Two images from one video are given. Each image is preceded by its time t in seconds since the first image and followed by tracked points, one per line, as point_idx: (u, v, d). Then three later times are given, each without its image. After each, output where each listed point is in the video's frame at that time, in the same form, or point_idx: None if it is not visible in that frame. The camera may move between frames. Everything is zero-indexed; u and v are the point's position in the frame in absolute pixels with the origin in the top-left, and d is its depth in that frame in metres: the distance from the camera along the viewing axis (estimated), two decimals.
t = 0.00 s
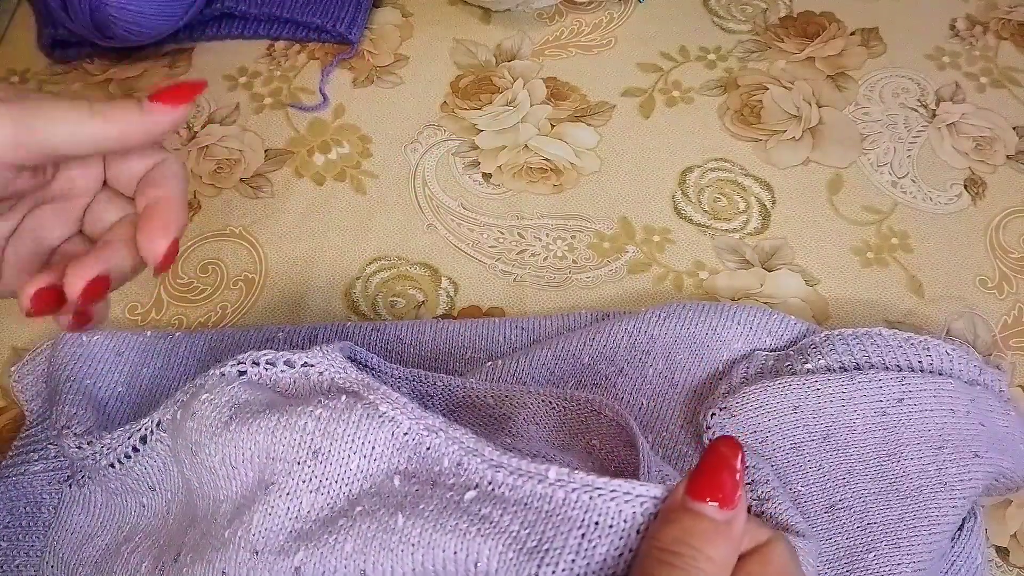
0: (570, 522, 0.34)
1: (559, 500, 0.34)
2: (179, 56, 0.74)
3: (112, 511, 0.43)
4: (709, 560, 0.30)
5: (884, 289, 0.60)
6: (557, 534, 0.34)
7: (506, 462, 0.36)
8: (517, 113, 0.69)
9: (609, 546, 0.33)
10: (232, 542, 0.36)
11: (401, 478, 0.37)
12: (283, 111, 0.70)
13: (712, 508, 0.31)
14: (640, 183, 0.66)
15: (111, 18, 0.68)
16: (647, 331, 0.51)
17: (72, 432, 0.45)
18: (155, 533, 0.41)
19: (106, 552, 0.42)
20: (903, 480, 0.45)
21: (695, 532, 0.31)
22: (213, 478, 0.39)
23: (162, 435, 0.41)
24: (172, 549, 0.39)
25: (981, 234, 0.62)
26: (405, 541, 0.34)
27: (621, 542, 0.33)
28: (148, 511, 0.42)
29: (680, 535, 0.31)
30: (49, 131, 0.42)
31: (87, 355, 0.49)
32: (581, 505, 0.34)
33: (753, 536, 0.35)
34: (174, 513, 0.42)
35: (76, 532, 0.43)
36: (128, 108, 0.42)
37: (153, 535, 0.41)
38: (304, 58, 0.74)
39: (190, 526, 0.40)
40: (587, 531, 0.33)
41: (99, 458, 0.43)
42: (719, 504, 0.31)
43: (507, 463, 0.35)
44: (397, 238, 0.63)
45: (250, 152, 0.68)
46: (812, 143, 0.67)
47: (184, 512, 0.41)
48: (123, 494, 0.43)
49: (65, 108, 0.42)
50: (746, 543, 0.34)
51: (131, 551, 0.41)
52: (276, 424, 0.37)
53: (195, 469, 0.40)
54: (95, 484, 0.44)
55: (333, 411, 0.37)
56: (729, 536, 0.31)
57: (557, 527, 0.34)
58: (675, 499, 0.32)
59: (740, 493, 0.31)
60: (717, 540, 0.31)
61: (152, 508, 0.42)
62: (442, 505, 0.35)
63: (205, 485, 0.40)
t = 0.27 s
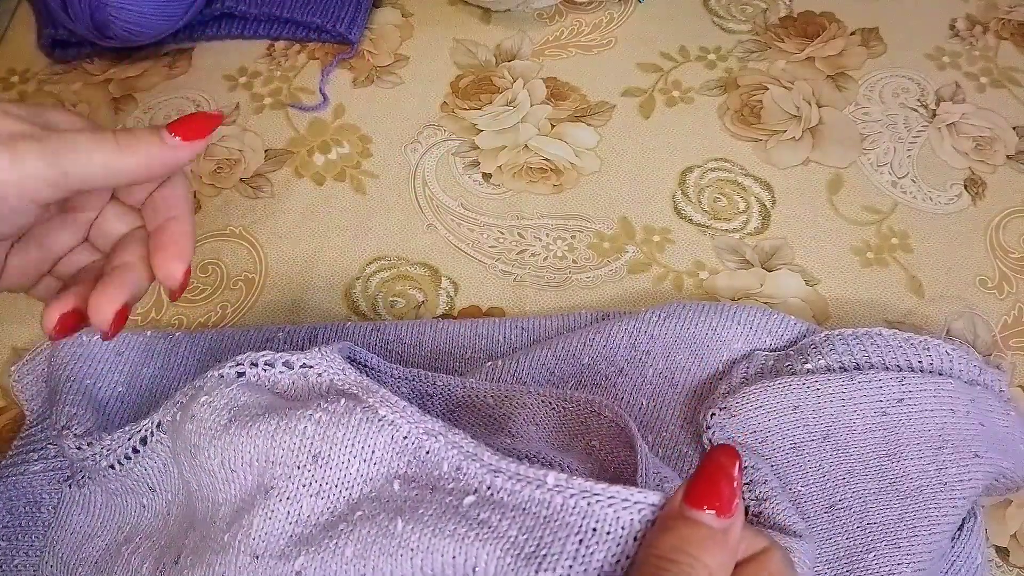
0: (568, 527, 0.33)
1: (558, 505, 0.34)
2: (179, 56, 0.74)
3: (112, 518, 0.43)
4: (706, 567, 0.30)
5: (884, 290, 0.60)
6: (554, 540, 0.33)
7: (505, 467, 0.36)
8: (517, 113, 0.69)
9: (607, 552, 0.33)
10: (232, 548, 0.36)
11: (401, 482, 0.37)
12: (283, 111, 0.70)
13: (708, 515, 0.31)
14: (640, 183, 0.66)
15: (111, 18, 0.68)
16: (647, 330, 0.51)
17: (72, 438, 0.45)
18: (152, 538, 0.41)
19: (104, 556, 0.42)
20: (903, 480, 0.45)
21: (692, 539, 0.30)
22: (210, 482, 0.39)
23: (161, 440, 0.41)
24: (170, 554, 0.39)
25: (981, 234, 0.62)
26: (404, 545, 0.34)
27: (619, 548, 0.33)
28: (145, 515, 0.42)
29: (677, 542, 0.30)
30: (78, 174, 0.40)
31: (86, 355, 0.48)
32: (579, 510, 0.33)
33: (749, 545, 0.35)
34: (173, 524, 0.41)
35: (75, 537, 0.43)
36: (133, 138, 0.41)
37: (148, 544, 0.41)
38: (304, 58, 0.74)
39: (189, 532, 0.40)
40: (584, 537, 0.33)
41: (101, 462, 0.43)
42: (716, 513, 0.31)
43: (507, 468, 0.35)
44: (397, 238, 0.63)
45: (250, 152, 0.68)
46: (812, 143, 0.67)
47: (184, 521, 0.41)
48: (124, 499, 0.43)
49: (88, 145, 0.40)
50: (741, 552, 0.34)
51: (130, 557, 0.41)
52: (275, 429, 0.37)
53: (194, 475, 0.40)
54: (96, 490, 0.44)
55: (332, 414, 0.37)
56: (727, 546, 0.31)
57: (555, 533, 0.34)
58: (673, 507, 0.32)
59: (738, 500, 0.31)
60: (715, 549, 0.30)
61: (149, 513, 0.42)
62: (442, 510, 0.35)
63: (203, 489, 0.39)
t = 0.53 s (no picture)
0: (574, 543, 0.34)
1: (562, 520, 0.34)
2: (179, 56, 0.74)
3: (116, 515, 0.43)
4: None
5: (884, 290, 0.60)
6: (559, 554, 0.34)
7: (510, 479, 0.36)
8: (517, 113, 0.69)
9: (610, 568, 0.33)
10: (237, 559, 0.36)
11: (404, 491, 0.37)
12: (283, 111, 0.70)
13: (712, 536, 0.30)
14: (639, 183, 0.66)
15: (111, 18, 0.68)
16: (647, 330, 0.51)
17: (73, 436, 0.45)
18: (152, 536, 0.41)
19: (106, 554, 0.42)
20: (903, 481, 0.45)
21: (695, 560, 0.30)
22: (211, 484, 0.39)
23: (160, 440, 0.42)
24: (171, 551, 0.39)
25: (981, 234, 0.62)
26: (411, 558, 0.34)
27: (621, 563, 0.33)
28: (147, 514, 0.43)
29: (680, 561, 0.31)
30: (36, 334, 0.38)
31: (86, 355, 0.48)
32: (584, 526, 0.34)
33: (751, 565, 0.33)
34: (173, 520, 0.42)
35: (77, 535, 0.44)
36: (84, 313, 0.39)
37: (147, 542, 0.41)
38: (304, 58, 0.74)
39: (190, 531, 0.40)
40: (588, 553, 0.34)
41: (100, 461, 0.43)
42: (720, 533, 0.30)
43: (511, 481, 0.36)
44: (396, 238, 0.63)
45: (250, 152, 0.68)
46: (812, 143, 0.67)
47: (184, 518, 0.41)
48: (125, 498, 0.43)
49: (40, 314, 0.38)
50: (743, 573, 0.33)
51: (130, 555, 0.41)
52: (278, 438, 0.37)
53: (194, 476, 0.40)
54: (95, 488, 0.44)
55: (332, 422, 0.37)
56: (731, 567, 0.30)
57: (559, 548, 0.34)
58: (677, 525, 0.32)
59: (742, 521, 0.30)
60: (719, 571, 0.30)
61: (150, 511, 0.43)
62: (448, 523, 0.35)
63: (203, 491, 0.40)
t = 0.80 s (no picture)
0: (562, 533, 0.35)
1: (553, 513, 0.35)
2: (179, 56, 0.74)
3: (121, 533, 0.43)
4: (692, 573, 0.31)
5: (884, 290, 0.60)
6: (548, 543, 0.35)
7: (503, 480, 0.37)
8: (517, 113, 0.69)
9: (597, 556, 0.34)
10: None
11: (404, 497, 0.37)
12: (283, 111, 0.70)
13: (697, 524, 0.32)
14: (639, 183, 0.66)
15: (111, 17, 0.68)
16: (647, 330, 0.51)
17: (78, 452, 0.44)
18: (163, 555, 0.42)
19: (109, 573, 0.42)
20: (903, 481, 0.45)
21: (682, 548, 0.32)
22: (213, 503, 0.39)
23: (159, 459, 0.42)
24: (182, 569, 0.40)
25: (981, 234, 0.62)
26: (409, 562, 0.35)
27: (610, 553, 0.34)
28: (155, 530, 0.43)
29: (667, 549, 0.32)
30: None
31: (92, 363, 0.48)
32: (572, 517, 0.35)
33: (734, 551, 0.36)
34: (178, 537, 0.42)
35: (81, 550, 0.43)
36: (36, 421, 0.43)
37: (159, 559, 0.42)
38: (304, 58, 0.74)
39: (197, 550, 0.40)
40: (577, 542, 0.34)
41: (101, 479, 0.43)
42: (705, 521, 0.32)
43: (503, 481, 0.36)
44: (396, 238, 0.63)
45: (250, 152, 0.68)
46: (812, 143, 0.67)
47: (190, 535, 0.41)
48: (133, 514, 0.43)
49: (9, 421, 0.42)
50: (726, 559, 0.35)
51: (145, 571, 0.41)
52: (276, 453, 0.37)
53: (194, 496, 0.40)
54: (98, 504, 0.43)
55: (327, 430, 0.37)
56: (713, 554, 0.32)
57: (547, 537, 0.35)
58: (663, 515, 0.33)
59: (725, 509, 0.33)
60: (702, 558, 0.32)
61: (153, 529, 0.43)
62: (444, 527, 0.36)
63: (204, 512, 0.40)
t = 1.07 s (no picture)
0: (577, 524, 0.35)
1: (569, 502, 0.35)
2: (179, 56, 0.74)
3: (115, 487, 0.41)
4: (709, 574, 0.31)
5: (884, 290, 0.60)
6: (563, 534, 0.35)
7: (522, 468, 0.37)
8: (517, 113, 0.69)
9: (612, 548, 0.34)
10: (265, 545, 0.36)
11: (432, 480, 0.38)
12: (283, 111, 0.70)
13: (716, 523, 0.32)
14: (639, 182, 0.66)
15: (111, 17, 0.68)
16: (647, 330, 0.51)
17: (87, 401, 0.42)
18: (163, 510, 0.40)
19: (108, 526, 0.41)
20: (903, 481, 0.45)
21: (699, 545, 0.31)
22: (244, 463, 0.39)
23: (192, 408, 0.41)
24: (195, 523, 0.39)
25: (981, 234, 0.62)
26: (423, 534, 0.35)
27: (625, 545, 0.34)
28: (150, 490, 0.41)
29: (684, 547, 0.31)
30: None
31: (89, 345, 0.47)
32: (589, 508, 0.35)
33: (751, 552, 0.35)
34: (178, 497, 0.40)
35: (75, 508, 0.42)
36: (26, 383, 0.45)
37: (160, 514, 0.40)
38: (304, 58, 0.74)
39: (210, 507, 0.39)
40: (593, 532, 0.34)
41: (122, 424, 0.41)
42: (724, 521, 0.32)
43: (524, 468, 0.37)
44: (397, 238, 0.63)
45: (250, 152, 0.68)
46: (812, 143, 0.67)
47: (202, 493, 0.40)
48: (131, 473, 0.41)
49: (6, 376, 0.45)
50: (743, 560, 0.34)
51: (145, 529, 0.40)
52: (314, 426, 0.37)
53: (223, 449, 0.39)
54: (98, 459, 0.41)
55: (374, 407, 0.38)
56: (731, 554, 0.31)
57: (563, 528, 0.35)
58: (681, 513, 0.33)
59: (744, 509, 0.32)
60: (720, 558, 0.31)
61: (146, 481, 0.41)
62: (461, 508, 0.36)
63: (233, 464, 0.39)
